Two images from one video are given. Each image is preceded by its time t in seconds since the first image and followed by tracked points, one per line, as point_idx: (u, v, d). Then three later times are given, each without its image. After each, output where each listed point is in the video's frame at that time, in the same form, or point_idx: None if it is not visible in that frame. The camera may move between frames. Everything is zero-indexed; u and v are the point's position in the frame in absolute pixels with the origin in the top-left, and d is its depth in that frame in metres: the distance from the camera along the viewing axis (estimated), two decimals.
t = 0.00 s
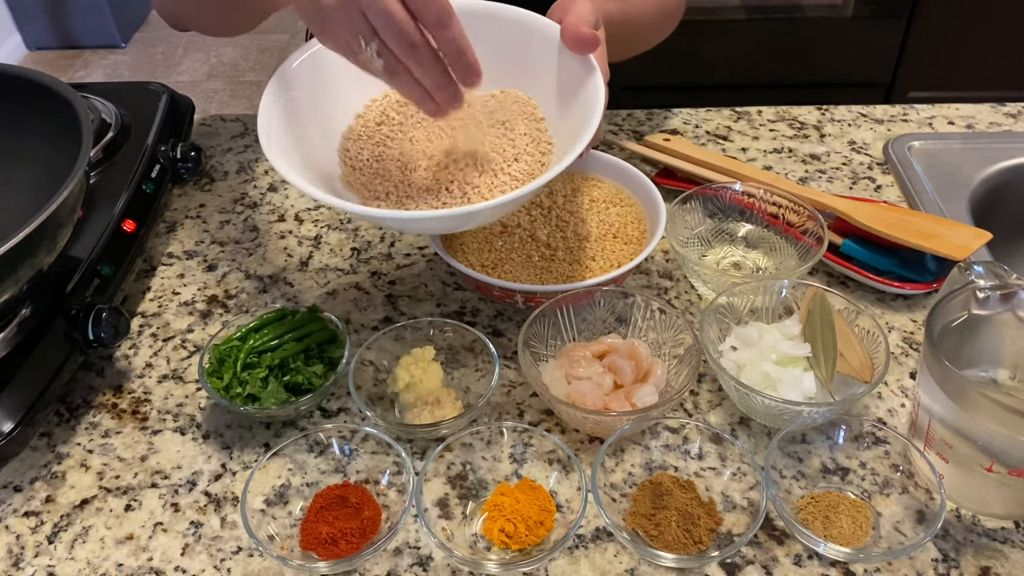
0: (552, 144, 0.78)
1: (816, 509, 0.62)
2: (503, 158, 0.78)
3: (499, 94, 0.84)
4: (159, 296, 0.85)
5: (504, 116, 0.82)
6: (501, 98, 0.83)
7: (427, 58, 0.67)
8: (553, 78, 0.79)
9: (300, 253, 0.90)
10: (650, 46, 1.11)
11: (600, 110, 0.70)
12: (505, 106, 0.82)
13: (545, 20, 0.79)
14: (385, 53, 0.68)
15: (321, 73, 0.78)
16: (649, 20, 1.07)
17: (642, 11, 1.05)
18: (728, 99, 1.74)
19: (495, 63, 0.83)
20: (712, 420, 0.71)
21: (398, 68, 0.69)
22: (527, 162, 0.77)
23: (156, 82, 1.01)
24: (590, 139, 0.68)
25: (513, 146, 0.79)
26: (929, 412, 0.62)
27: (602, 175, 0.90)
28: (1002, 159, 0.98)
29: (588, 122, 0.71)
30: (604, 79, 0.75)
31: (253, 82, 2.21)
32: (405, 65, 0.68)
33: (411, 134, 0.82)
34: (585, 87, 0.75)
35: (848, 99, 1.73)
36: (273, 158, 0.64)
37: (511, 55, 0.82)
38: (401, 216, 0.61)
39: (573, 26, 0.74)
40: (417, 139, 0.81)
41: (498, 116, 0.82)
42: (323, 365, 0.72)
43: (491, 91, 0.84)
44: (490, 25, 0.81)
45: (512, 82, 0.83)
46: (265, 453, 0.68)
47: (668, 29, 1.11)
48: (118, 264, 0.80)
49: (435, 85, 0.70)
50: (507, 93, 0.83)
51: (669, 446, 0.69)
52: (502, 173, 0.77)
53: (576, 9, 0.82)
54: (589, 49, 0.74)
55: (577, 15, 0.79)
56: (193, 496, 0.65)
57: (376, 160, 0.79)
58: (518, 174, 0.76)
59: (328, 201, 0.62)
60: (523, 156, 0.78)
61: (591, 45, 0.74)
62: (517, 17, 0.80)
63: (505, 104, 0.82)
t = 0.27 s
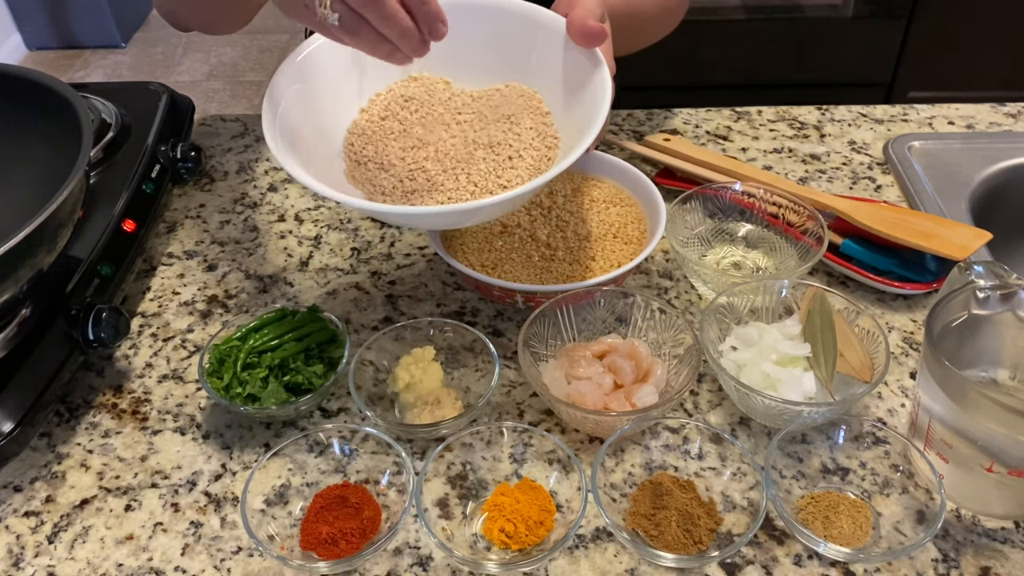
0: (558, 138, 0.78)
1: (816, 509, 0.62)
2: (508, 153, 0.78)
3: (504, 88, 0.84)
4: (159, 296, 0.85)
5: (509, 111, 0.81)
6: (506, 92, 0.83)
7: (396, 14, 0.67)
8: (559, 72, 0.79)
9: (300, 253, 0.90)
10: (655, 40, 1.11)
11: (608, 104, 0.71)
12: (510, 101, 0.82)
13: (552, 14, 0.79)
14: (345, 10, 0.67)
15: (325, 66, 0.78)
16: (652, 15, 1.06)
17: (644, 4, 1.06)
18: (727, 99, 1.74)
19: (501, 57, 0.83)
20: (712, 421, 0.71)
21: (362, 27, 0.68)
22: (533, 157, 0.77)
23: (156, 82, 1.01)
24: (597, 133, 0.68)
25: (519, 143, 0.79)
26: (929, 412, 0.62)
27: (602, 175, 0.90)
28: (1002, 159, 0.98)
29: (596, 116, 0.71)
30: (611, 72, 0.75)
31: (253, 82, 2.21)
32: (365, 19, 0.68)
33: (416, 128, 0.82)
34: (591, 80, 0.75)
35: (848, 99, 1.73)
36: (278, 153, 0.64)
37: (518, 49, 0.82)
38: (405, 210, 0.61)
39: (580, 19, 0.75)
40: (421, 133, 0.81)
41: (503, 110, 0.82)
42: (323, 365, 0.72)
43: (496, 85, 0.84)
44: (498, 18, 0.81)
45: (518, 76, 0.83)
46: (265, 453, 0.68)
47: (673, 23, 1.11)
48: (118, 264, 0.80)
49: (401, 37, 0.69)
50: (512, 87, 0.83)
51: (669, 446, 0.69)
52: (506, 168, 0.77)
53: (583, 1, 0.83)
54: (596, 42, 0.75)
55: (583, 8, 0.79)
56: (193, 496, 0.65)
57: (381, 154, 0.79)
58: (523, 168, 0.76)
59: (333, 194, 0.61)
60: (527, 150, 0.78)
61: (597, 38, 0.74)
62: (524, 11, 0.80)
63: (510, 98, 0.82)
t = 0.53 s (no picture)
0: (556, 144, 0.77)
1: (816, 509, 0.62)
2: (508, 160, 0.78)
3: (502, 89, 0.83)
4: (159, 296, 0.85)
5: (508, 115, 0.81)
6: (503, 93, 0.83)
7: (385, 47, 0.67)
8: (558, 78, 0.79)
9: (300, 253, 0.90)
10: (656, 40, 1.11)
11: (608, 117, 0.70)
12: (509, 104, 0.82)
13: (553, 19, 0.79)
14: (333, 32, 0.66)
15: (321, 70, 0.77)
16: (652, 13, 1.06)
17: (646, 4, 1.05)
18: (727, 99, 1.74)
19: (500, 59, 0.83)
20: (712, 421, 0.71)
21: (349, 50, 0.67)
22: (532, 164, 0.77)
23: (156, 82, 1.01)
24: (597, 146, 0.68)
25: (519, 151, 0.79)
26: (929, 412, 0.62)
27: (602, 174, 0.90)
28: (1002, 159, 0.98)
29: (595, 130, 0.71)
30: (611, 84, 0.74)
31: (253, 82, 2.21)
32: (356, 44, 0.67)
33: (414, 134, 0.82)
34: (591, 93, 0.75)
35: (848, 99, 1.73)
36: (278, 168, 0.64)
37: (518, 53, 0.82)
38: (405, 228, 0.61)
39: (580, 32, 0.75)
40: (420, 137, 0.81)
41: (501, 115, 0.82)
42: (323, 365, 0.72)
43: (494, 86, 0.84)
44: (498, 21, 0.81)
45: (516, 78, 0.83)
46: (265, 453, 0.68)
47: (673, 24, 1.11)
48: (118, 264, 0.80)
49: (389, 63, 0.68)
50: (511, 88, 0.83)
51: (669, 446, 0.69)
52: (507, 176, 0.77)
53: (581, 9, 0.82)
54: (596, 52, 0.74)
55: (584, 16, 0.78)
56: (193, 496, 0.65)
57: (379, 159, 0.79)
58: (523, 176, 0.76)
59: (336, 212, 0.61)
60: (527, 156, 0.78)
61: (597, 51, 0.74)
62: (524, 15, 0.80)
63: (508, 100, 0.82)
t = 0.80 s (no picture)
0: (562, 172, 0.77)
1: (816, 509, 0.62)
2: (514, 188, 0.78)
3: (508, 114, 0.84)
4: (159, 296, 0.85)
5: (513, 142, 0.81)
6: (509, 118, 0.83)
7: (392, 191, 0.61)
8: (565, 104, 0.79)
9: (300, 254, 0.90)
10: (666, 47, 1.10)
11: (615, 146, 0.69)
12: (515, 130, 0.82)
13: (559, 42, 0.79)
14: (341, 172, 0.61)
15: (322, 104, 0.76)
16: (663, 24, 1.05)
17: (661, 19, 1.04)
18: (727, 99, 1.74)
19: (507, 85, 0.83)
20: (712, 420, 0.71)
21: (351, 202, 0.62)
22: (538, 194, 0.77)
23: (156, 82, 1.01)
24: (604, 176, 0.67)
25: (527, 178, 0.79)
26: (929, 412, 0.62)
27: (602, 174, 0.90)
28: (1002, 159, 0.98)
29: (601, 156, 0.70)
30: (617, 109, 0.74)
31: (253, 82, 2.21)
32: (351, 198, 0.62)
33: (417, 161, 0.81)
34: (597, 118, 0.74)
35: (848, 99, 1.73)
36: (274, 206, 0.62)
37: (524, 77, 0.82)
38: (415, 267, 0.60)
39: (585, 54, 0.74)
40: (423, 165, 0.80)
41: (505, 142, 0.82)
42: (323, 365, 0.72)
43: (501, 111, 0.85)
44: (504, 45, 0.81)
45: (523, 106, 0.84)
46: (265, 453, 0.68)
47: (684, 30, 1.10)
48: (118, 264, 0.80)
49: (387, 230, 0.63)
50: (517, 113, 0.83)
51: (669, 446, 0.69)
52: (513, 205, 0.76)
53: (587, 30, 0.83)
54: (603, 77, 0.74)
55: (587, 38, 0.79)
56: (193, 496, 0.65)
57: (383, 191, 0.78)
58: (529, 206, 0.76)
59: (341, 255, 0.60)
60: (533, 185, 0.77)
61: (603, 74, 0.74)
62: (531, 40, 0.80)
63: (511, 125, 0.82)
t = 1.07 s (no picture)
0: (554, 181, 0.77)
1: (816, 509, 0.62)
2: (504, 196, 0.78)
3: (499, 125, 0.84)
4: (159, 296, 0.85)
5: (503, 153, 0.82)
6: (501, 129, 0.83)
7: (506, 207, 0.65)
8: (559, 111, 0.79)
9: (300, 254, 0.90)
10: (672, 55, 1.09)
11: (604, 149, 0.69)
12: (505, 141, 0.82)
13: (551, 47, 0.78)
14: (455, 198, 0.66)
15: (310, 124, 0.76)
16: (670, 30, 1.04)
17: (668, 28, 1.04)
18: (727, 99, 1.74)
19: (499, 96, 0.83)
20: (712, 420, 0.71)
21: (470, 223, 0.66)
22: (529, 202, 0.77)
23: (156, 82, 1.01)
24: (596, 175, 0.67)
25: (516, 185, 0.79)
26: (929, 412, 0.62)
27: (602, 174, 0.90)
28: (1002, 159, 0.98)
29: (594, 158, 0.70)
30: (611, 113, 0.74)
31: (253, 82, 2.21)
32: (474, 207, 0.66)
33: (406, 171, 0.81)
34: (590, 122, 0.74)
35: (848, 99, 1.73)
36: (265, 220, 0.62)
37: (516, 84, 0.82)
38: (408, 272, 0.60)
39: (578, 59, 0.74)
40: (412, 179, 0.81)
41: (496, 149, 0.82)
42: (322, 365, 0.72)
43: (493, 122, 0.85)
44: (493, 53, 0.81)
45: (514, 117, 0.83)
46: (265, 453, 0.68)
47: (689, 38, 1.10)
48: (118, 264, 0.80)
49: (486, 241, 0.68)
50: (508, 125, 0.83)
51: (669, 446, 0.68)
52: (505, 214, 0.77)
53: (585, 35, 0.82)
54: (595, 82, 0.73)
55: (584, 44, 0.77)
56: (193, 496, 0.65)
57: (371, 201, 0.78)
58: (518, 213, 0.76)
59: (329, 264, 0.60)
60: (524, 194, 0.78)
61: (597, 79, 0.73)
62: (520, 45, 0.79)
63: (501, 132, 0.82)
